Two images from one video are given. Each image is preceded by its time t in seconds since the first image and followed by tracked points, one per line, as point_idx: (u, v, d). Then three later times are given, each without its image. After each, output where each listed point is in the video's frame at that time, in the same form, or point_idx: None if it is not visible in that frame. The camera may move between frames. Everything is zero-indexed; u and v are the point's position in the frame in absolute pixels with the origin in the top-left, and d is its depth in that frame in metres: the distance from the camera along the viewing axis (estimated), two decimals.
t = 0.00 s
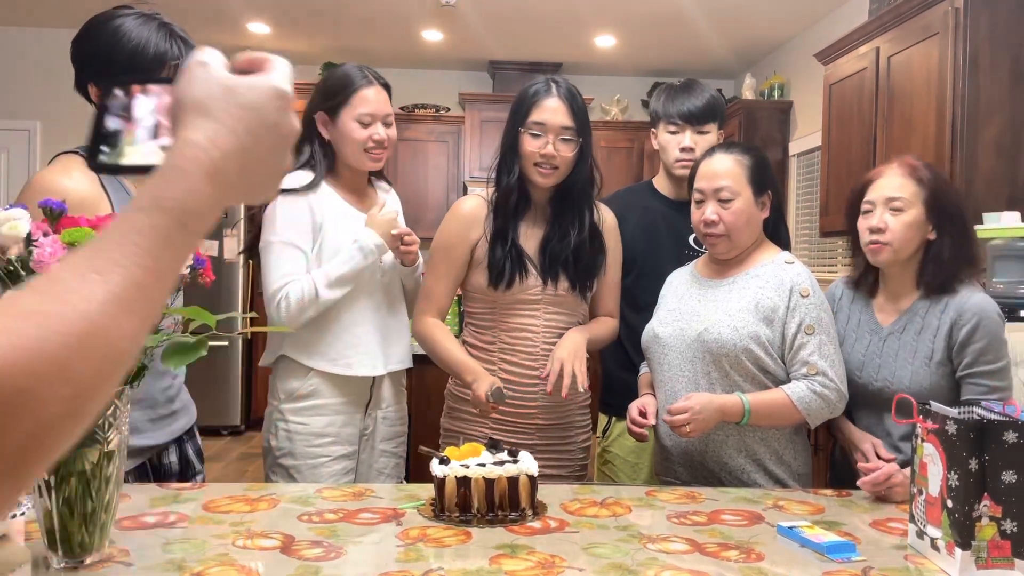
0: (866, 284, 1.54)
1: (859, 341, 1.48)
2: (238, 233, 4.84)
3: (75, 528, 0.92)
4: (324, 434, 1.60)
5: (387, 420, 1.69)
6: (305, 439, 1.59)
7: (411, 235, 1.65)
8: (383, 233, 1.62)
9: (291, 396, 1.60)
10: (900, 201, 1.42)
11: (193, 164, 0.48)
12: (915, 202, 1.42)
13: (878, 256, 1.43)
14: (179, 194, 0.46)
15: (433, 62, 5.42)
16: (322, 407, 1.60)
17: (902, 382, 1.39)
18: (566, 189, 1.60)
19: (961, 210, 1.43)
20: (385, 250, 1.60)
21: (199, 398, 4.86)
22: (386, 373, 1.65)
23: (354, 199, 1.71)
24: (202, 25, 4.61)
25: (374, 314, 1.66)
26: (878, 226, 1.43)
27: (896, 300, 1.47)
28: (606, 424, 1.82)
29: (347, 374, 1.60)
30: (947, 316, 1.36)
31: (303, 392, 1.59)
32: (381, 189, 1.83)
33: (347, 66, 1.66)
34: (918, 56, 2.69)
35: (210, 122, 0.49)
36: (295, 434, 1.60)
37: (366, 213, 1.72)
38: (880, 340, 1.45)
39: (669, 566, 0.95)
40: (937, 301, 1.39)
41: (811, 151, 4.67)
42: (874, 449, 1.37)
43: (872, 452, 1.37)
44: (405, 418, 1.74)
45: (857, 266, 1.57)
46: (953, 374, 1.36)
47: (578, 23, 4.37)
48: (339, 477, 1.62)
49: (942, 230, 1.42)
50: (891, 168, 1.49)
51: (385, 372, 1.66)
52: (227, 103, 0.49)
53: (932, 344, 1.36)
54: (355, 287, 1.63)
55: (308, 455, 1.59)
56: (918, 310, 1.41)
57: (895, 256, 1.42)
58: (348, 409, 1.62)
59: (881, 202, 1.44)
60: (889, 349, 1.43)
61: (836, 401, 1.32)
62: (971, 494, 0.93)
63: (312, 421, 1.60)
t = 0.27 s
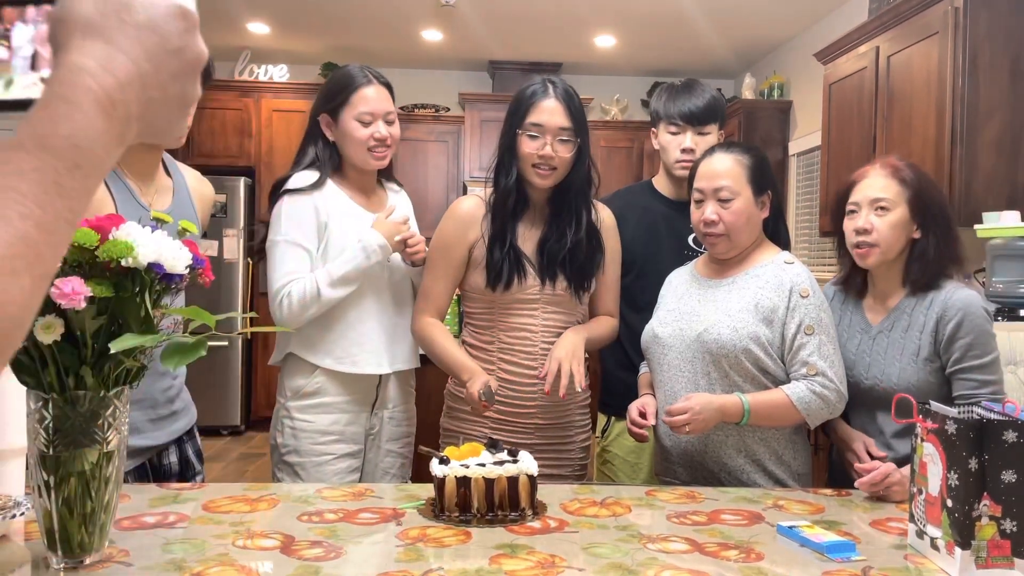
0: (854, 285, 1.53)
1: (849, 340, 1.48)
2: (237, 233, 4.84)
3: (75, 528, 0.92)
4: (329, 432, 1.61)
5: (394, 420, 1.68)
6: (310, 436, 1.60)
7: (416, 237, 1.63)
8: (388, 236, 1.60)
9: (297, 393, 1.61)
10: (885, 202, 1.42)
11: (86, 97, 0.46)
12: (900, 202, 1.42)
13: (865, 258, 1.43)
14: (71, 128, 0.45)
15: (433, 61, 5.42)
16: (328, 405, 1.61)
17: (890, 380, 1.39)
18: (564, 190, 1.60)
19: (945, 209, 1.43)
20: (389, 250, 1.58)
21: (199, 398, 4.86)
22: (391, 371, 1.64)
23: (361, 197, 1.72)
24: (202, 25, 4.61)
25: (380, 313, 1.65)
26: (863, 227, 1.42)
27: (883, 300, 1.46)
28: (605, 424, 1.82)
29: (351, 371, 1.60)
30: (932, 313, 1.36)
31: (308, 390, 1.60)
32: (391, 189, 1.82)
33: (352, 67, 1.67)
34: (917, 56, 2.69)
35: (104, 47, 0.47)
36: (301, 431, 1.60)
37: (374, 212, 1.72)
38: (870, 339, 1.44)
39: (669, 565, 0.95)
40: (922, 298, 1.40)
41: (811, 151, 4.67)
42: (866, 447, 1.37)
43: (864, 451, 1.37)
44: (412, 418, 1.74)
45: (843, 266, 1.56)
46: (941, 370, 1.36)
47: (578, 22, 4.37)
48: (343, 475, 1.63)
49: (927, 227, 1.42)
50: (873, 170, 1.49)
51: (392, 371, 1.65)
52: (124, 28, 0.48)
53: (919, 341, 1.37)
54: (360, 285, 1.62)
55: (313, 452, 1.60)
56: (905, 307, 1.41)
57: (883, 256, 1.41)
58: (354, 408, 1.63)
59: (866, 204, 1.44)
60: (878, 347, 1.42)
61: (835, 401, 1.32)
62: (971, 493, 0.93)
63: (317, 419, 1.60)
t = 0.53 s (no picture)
0: (851, 286, 1.53)
1: (845, 340, 1.48)
2: (237, 233, 4.84)
3: (75, 528, 0.92)
4: (323, 429, 1.62)
5: (391, 421, 1.68)
6: (305, 432, 1.62)
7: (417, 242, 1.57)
8: (387, 241, 1.57)
9: (294, 390, 1.63)
10: (880, 203, 1.41)
11: (53, 40, 0.41)
12: (895, 203, 1.42)
13: (861, 258, 1.42)
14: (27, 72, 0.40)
15: (433, 62, 5.43)
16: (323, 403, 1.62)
17: (886, 379, 1.39)
18: (564, 192, 1.59)
19: (939, 208, 1.43)
20: (387, 255, 1.56)
21: (199, 397, 4.86)
22: (385, 377, 1.64)
23: (373, 204, 1.71)
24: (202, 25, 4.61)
25: (379, 317, 1.65)
26: (860, 229, 1.41)
27: (879, 300, 1.46)
28: (605, 424, 1.83)
29: (344, 374, 1.60)
30: (926, 313, 1.36)
31: (304, 388, 1.62)
32: (411, 196, 1.81)
33: (378, 74, 1.67)
34: (917, 56, 2.69)
35: None
36: (297, 428, 1.62)
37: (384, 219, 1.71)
38: (866, 339, 1.45)
39: (669, 565, 0.95)
40: (916, 297, 1.40)
41: (811, 151, 4.67)
42: (865, 447, 1.38)
43: (863, 451, 1.37)
44: (413, 420, 1.73)
45: (839, 267, 1.57)
46: (936, 369, 1.36)
47: (578, 23, 4.37)
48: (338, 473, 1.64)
49: (921, 228, 1.41)
50: (867, 171, 1.48)
51: (386, 378, 1.65)
52: None
53: (913, 340, 1.37)
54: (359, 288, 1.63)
55: (308, 449, 1.62)
56: (899, 307, 1.41)
57: (879, 257, 1.41)
58: (349, 407, 1.64)
59: (862, 205, 1.43)
60: (874, 347, 1.42)
61: (836, 402, 1.32)
62: (971, 493, 0.93)
63: (312, 416, 1.62)
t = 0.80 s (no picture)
0: (848, 287, 1.53)
1: (844, 341, 1.48)
2: (237, 233, 4.84)
3: (75, 528, 0.92)
4: (314, 429, 1.65)
5: (384, 422, 1.68)
6: (298, 431, 1.65)
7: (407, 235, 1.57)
8: (375, 240, 1.56)
9: (290, 390, 1.67)
10: (877, 203, 1.40)
11: None
12: (890, 203, 1.41)
13: (858, 258, 1.42)
14: None
15: (433, 61, 5.42)
16: (314, 403, 1.65)
17: (885, 380, 1.39)
18: (565, 194, 1.59)
19: (935, 208, 1.42)
20: (374, 255, 1.55)
21: (199, 397, 4.86)
22: (372, 378, 1.64)
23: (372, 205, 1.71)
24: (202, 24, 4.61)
25: (369, 320, 1.66)
26: (856, 229, 1.41)
27: (877, 301, 1.46)
28: (605, 424, 1.83)
29: (331, 373, 1.62)
30: (924, 313, 1.36)
31: (298, 388, 1.66)
32: (419, 202, 1.78)
33: (387, 78, 1.66)
34: (917, 56, 2.69)
35: None
36: (291, 427, 1.66)
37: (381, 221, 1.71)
38: (864, 339, 1.45)
39: (669, 565, 0.95)
40: (915, 297, 1.40)
41: (811, 151, 4.67)
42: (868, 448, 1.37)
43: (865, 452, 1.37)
44: (413, 421, 1.72)
45: (835, 267, 1.56)
46: (935, 369, 1.36)
47: (578, 22, 4.37)
48: (330, 473, 1.66)
49: (918, 228, 1.41)
50: (862, 171, 1.47)
51: (371, 379, 1.65)
52: None
53: (912, 341, 1.37)
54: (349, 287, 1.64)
55: (301, 448, 1.65)
56: (898, 308, 1.41)
57: (876, 256, 1.41)
58: (339, 408, 1.66)
59: (858, 205, 1.42)
60: (873, 347, 1.42)
61: (836, 402, 1.32)
62: (971, 493, 0.93)
63: (304, 416, 1.65)
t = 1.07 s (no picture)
0: (847, 287, 1.53)
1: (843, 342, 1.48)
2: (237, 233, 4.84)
3: (75, 528, 0.92)
4: (307, 429, 1.67)
5: (375, 423, 1.68)
6: (294, 431, 1.68)
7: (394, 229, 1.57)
8: (359, 236, 1.56)
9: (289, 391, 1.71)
10: (876, 203, 1.40)
11: None
12: (891, 203, 1.41)
13: (858, 257, 1.41)
14: None
15: (433, 61, 5.42)
16: (308, 403, 1.68)
17: (885, 380, 1.39)
18: (566, 193, 1.59)
19: (935, 208, 1.42)
20: (358, 251, 1.56)
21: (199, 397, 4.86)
22: (361, 377, 1.65)
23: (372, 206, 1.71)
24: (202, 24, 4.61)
25: (360, 319, 1.66)
26: (856, 229, 1.41)
27: (876, 301, 1.46)
28: (605, 424, 1.83)
29: (321, 371, 1.64)
30: (924, 313, 1.36)
31: (293, 388, 1.69)
32: (420, 203, 1.77)
33: (384, 79, 1.67)
34: (917, 56, 2.69)
35: None
36: (288, 427, 1.70)
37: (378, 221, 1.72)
38: (864, 340, 1.44)
39: (670, 565, 0.95)
40: (914, 297, 1.40)
41: (811, 151, 4.67)
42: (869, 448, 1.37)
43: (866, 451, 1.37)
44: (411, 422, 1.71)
45: (834, 268, 1.56)
46: (936, 370, 1.36)
47: (579, 22, 4.37)
48: (326, 472, 1.68)
49: (917, 228, 1.41)
50: (861, 171, 1.47)
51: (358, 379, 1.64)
52: None
53: (912, 341, 1.37)
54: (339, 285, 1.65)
55: (297, 447, 1.68)
56: (897, 308, 1.41)
57: (876, 256, 1.41)
58: (329, 409, 1.67)
59: (857, 205, 1.42)
60: (873, 348, 1.42)
61: (837, 403, 1.32)
62: (971, 493, 0.93)
63: (299, 416, 1.68)
